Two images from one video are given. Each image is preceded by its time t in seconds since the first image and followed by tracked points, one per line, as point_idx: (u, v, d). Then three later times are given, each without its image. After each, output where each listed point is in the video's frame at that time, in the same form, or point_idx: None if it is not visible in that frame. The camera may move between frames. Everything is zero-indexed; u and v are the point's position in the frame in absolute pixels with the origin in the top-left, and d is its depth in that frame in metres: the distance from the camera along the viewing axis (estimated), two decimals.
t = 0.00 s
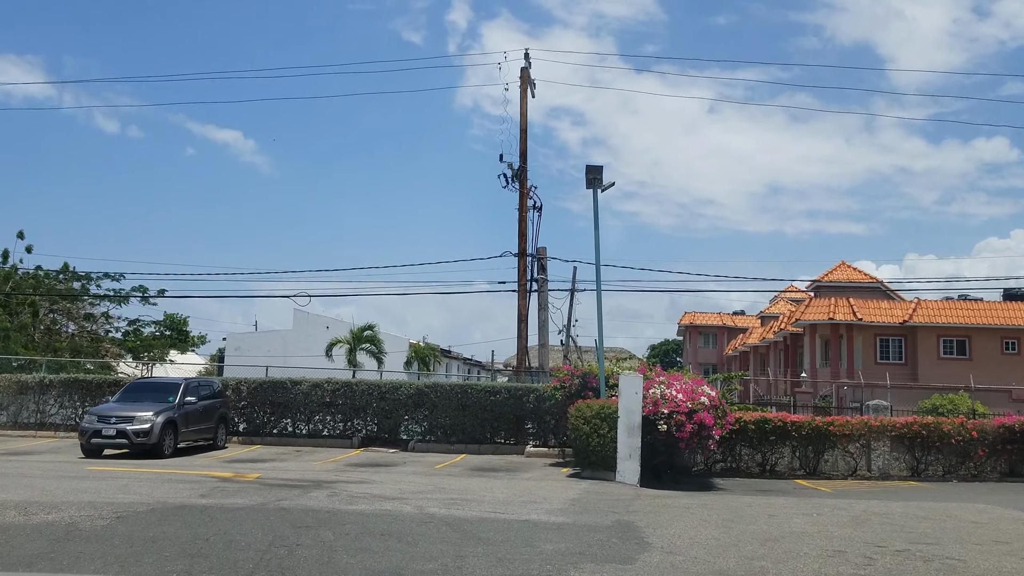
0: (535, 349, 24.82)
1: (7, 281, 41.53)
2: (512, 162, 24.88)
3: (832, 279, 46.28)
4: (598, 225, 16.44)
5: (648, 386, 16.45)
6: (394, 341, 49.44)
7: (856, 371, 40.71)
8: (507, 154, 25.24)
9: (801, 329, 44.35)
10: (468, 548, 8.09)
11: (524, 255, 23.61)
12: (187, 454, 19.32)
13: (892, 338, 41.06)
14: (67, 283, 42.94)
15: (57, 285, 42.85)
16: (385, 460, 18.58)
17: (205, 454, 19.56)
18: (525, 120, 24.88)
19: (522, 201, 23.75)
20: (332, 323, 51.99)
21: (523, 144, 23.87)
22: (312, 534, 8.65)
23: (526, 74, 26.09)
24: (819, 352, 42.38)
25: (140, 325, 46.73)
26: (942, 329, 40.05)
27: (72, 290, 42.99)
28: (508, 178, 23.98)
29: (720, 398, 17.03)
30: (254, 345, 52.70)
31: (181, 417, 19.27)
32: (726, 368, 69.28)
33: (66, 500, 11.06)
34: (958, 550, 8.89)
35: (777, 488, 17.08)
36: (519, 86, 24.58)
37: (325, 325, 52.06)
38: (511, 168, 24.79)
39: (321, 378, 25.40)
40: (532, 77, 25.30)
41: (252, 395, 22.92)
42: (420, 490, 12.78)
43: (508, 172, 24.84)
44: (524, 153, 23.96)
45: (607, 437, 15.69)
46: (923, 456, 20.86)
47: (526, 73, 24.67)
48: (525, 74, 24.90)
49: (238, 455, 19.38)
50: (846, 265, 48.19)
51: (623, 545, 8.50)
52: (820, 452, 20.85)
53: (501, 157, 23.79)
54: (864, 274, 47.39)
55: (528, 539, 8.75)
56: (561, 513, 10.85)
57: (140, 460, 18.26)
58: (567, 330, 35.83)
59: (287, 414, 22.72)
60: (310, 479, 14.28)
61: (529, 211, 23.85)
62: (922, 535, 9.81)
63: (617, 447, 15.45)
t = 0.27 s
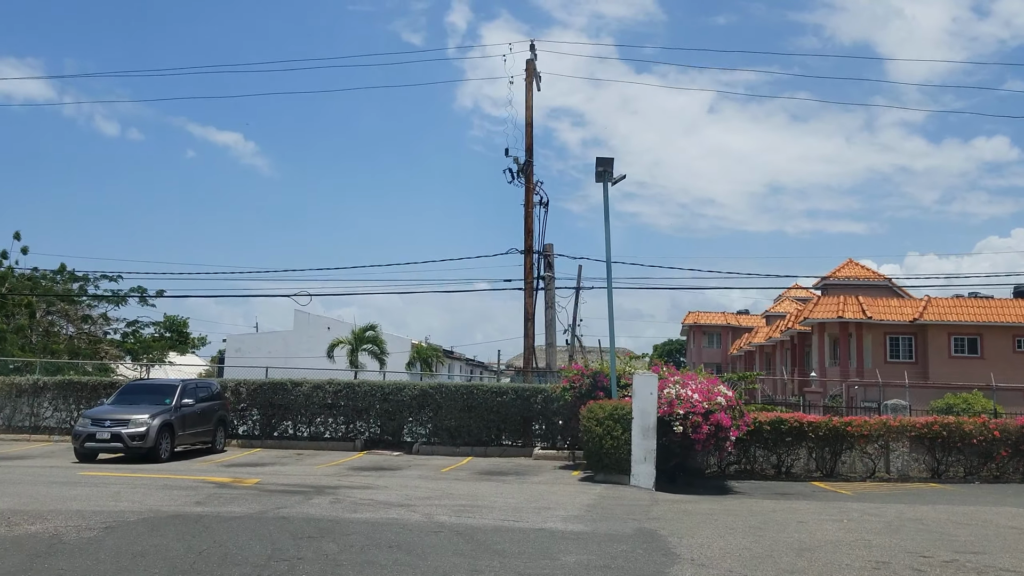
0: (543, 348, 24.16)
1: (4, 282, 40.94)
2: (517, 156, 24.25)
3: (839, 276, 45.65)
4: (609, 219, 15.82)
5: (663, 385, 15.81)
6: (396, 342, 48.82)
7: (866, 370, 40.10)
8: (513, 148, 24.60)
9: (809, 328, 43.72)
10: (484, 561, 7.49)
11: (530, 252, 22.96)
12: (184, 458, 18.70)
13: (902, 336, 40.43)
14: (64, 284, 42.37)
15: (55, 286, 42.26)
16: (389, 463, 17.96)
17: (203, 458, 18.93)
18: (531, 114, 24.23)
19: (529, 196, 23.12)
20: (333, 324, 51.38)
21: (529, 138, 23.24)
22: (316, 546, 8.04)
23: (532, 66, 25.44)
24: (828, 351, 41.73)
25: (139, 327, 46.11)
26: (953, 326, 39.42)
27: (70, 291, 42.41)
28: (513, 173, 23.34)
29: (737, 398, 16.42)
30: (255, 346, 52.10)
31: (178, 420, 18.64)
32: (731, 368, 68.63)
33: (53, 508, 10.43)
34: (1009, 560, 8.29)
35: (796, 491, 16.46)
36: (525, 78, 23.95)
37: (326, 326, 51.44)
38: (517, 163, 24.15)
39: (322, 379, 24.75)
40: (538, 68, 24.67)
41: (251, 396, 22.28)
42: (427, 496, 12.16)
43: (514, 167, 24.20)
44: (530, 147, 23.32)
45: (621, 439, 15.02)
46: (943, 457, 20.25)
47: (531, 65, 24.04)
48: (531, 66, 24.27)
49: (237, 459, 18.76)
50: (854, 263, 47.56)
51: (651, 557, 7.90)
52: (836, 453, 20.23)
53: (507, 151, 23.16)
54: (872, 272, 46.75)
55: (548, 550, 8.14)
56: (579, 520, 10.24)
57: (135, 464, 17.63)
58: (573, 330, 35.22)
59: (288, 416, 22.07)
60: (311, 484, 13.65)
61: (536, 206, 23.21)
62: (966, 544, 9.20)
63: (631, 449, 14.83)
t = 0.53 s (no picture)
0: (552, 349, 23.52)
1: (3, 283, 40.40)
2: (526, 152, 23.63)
3: (850, 276, 45.01)
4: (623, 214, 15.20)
5: (680, 388, 15.23)
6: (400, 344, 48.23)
7: (878, 372, 39.43)
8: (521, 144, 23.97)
9: (820, 329, 43.05)
10: None
11: (539, 250, 22.34)
12: (184, 462, 18.09)
13: (914, 336, 39.77)
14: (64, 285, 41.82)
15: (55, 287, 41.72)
16: (395, 468, 17.33)
17: (203, 462, 18.31)
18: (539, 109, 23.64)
19: (538, 193, 22.49)
20: (336, 326, 50.80)
21: (538, 133, 22.64)
22: (321, 562, 7.41)
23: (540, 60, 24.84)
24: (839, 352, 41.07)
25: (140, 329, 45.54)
26: (967, 327, 38.74)
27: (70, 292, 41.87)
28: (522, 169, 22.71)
29: (758, 399, 15.77)
30: (257, 348, 51.53)
31: (177, 423, 18.03)
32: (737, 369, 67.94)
33: (41, 517, 9.81)
34: None
35: (819, 497, 15.82)
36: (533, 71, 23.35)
37: (330, 328, 50.86)
38: (525, 159, 23.54)
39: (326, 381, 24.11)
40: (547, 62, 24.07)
41: (253, 399, 21.66)
42: (437, 504, 11.53)
43: (522, 162, 23.60)
44: (539, 142, 22.71)
45: (638, 442, 14.38)
46: (968, 460, 19.59)
47: (540, 59, 23.46)
48: (539, 59, 23.66)
49: (238, 463, 18.13)
50: (864, 263, 46.91)
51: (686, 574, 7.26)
52: (857, 457, 19.58)
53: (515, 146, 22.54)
54: (883, 272, 46.10)
55: (573, 566, 7.51)
56: (600, 531, 9.61)
57: (132, 469, 17.01)
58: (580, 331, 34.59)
59: (290, 419, 21.45)
60: (315, 490, 13.03)
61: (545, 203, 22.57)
62: (1018, 557, 8.57)
63: (648, 454, 14.21)
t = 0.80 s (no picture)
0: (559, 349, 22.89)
1: None
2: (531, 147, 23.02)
3: (857, 274, 44.39)
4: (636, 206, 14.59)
5: (697, 387, 14.64)
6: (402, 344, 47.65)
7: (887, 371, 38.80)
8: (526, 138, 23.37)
9: (828, 328, 42.44)
10: None
11: (546, 247, 21.73)
12: (180, 467, 17.46)
13: (924, 335, 39.14)
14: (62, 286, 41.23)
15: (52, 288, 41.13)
16: (399, 472, 16.72)
17: (199, 466, 17.69)
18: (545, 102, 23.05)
19: (544, 188, 21.88)
20: (337, 327, 50.19)
21: (544, 126, 22.04)
22: None
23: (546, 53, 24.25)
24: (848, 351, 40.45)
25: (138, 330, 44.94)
26: (978, 325, 38.09)
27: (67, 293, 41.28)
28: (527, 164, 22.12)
29: (777, 397, 15.15)
30: (257, 350, 50.94)
31: (172, 426, 17.41)
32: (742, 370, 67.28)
33: (24, 527, 9.18)
34: None
35: (840, 501, 15.20)
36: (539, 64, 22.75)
37: (331, 329, 50.26)
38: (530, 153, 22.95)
39: (326, 381, 23.48)
40: (552, 54, 23.48)
41: (252, 401, 21.04)
42: (445, 511, 10.91)
43: (527, 157, 23.00)
44: (545, 136, 22.11)
45: (655, 445, 13.78)
46: (991, 462, 18.95)
47: (546, 51, 22.87)
48: (544, 51, 23.07)
49: (235, 468, 17.51)
50: (872, 260, 46.30)
51: None
52: (876, 458, 18.96)
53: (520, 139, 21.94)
54: (891, 269, 45.47)
55: None
56: (621, 540, 8.99)
57: (126, 474, 16.38)
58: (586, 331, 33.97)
59: (290, 421, 20.81)
60: (316, 496, 12.40)
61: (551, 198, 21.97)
62: None
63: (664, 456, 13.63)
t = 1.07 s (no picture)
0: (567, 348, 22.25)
1: None
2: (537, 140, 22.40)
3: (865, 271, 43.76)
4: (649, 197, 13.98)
5: (715, 385, 14.00)
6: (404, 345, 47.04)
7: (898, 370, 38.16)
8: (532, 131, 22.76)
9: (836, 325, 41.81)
10: None
11: (553, 242, 21.10)
12: (176, 471, 16.83)
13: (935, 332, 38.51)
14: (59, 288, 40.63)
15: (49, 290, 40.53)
16: (404, 476, 16.09)
17: (196, 471, 17.06)
18: (551, 94, 22.43)
19: (550, 182, 21.26)
20: (338, 327, 49.57)
21: (550, 118, 21.42)
22: None
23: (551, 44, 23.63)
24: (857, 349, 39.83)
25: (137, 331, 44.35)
26: (990, 322, 37.46)
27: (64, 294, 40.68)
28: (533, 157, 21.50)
29: (798, 396, 14.53)
30: (257, 351, 50.32)
31: (168, 429, 16.78)
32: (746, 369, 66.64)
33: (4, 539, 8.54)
34: None
35: (864, 504, 14.57)
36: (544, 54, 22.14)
37: (332, 329, 49.65)
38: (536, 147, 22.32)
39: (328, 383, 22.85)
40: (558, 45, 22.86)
41: (251, 402, 20.41)
42: (454, 518, 10.29)
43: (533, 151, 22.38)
44: (551, 129, 21.49)
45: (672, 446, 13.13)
46: (1015, 462, 18.32)
47: (551, 42, 22.26)
48: (550, 42, 22.46)
49: (234, 472, 16.89)
50: (879, 257, 45.69)
51: None
52: (896, 458, 18.34)
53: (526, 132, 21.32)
54: (899, 266, 44.85)
55: None
56: (646, 550, 8.38)
57: (121, 479, 15.75)
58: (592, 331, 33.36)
59: (291, 424, 20.19)
60: (317, 503, 11.77)
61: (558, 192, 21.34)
62: None
63: (681, 458, 12.99)
